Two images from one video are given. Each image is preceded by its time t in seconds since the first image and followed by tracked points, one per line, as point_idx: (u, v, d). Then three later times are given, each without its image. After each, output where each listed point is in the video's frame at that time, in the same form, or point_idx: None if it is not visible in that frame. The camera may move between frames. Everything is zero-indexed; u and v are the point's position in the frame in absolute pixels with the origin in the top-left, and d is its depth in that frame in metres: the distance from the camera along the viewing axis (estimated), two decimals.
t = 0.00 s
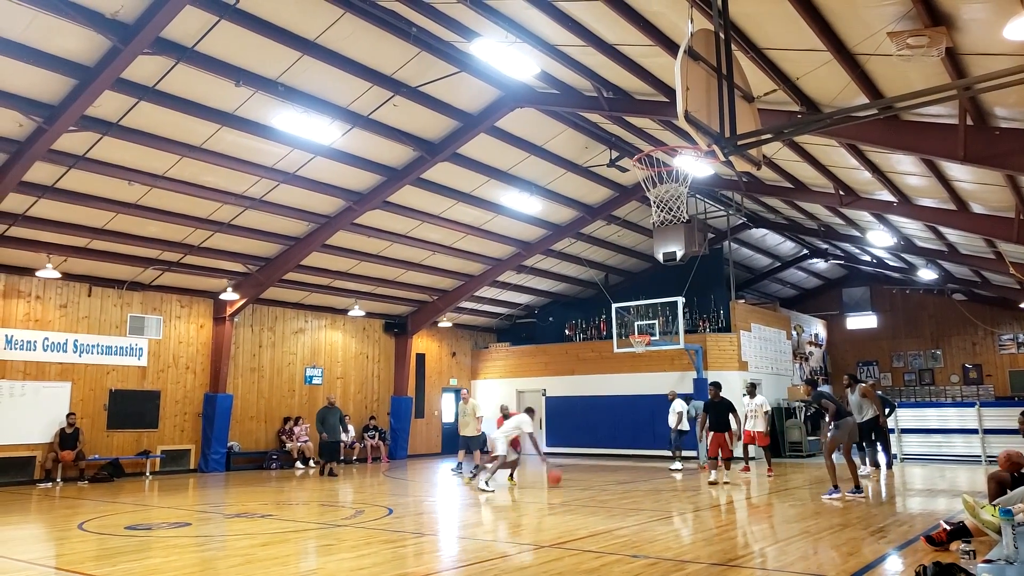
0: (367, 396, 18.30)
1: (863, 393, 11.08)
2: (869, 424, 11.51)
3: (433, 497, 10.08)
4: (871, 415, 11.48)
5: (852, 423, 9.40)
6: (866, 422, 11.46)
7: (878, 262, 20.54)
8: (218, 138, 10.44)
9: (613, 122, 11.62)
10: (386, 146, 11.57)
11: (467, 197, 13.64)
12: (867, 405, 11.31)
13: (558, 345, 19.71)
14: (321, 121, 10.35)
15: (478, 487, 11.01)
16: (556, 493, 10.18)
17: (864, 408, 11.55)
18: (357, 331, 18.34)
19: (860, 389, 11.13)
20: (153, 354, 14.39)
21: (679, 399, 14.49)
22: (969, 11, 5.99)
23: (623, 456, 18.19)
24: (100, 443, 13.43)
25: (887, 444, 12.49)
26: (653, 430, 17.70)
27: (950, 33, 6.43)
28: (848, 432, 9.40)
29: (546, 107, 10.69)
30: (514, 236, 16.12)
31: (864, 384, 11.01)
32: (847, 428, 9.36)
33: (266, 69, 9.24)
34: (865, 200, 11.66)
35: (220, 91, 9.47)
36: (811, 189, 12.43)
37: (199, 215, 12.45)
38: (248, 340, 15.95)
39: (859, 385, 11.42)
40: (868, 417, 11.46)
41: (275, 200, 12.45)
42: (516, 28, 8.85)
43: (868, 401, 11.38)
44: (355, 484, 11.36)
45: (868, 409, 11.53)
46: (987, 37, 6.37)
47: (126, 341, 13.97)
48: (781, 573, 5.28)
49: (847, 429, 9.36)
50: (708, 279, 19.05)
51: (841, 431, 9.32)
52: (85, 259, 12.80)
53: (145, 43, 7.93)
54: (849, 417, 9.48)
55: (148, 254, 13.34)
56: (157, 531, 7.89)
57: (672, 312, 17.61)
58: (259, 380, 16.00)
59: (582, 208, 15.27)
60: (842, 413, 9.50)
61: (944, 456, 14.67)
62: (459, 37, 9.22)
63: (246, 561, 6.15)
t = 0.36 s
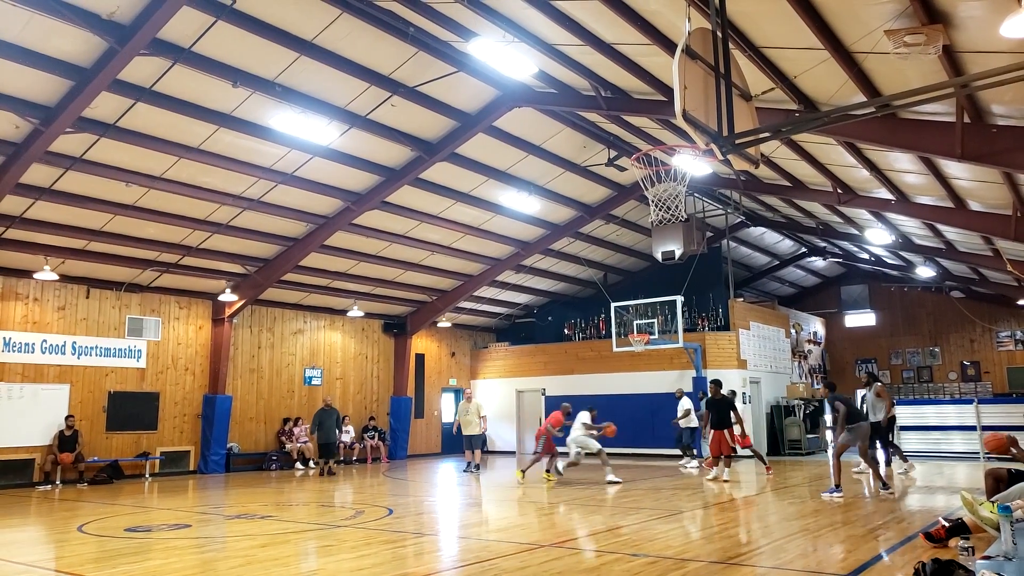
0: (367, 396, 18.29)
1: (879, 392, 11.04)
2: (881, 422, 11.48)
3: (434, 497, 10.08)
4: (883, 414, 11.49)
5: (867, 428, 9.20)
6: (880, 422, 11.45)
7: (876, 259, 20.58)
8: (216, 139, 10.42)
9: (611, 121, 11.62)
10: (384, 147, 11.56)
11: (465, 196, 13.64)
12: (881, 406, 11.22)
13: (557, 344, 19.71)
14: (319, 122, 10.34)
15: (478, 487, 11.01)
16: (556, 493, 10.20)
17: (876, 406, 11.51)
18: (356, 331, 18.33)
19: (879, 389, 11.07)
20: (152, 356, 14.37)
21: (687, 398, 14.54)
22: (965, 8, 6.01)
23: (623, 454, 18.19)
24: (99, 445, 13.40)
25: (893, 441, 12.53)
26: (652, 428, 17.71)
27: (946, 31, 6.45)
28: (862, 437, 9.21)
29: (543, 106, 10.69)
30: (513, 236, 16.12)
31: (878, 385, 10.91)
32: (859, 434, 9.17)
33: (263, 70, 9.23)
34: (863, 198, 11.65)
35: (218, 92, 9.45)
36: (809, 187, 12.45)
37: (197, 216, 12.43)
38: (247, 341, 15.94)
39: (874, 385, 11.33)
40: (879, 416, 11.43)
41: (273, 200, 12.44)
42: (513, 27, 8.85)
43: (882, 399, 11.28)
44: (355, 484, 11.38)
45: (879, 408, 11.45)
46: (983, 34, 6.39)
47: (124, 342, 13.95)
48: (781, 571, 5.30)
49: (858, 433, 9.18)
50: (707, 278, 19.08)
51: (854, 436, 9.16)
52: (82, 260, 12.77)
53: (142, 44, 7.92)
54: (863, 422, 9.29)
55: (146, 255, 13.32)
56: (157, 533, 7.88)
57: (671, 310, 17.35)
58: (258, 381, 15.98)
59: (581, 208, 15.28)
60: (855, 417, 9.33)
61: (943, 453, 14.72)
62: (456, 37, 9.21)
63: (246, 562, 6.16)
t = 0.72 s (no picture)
0: (365, 394, 18.31)
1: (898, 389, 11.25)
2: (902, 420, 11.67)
3: (432, 496, 10.09)
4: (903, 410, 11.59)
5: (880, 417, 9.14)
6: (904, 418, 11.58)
7: (875, 257, 20.56)
8: (214, 137, 10.42)
9: (610, 118, 11.60)
10: (382, 145, 11.56)
11: (464, 194, 13.62)
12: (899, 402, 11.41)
13: (556, 342, 19.72)
14: (317, 120, 10.33)
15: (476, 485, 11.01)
16: (553, 490, 10.20)
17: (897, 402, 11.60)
18: (354, 329, 18.33)
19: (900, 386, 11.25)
20: (151, 354, 14.38)
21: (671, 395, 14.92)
22: (964, 5, 5.99)
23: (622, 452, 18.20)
24: (98, 443, 13.42)
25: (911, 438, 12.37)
26: (650, 426, 17.71)
27: (945, 28, 6.43)
28: (876, 426, 9.14)
29: (542, 104, 10.68)
30: (511, 234, 16.11)
31: (897, 380, 10.82)
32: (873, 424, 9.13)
33: (261, 68, 9.22)
34: (861, 195, 11.63)
35: (216, 90, 9.44)
36: (808, 185, 12.43)
37: (196, 214, 12.43)
38: (246, 339, 15.95)
39: (891, 381, 11.57)
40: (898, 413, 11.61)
41: (271, 198, 12.44)
42: (511, 25, 8.83)
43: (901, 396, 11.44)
44: (353, 482, 11.40)
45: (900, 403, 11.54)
46: (982, 32, 6.37)
47: (123, 340, 13.96)
48: (777, 568, 5.30)
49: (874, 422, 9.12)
50: (706, 276, 19.09)
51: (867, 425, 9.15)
52: (81, 259, 12.78)
53: (140, 42, 7.91)
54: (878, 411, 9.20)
55: (144, 253, 13.33)
56: (156, 531, 7.88)
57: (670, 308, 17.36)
58: (257, 379, 15.99)
59: (579, 206, 15.27)
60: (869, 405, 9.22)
61: (941, 450, 14.74)
62: (454, 34, 9.20)
63: (244, 560, 6.16)
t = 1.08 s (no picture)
0: (366, 391, 18.32)
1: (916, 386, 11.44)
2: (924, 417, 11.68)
3: (433, 492, 10.09)
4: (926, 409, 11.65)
5: (879, 412, 9.10)
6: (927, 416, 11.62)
7: (875, 253, 20.57)
8: (214, 134, 10.42)
9: (610, 115, 11.60)
10: (382, 142, 11.55)
11: (464, 191, 13.61)
12: (922, 400, 11.55)
13: (556, 339, 19.72)
14: (317, 117, 10.32)
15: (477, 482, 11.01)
16: (553, 487, 10.21)
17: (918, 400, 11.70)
18: (354, 326, 18.34)
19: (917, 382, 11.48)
20: (151, 351, 14.39)
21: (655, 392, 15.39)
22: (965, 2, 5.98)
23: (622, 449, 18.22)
24: (99, 440, 13.44)
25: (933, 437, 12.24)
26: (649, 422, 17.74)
27: (946, 24, 6.42)
28: (875, 422, 9.11)
29: (542, 101, 10.67)
30: (512, 231, 16.11)
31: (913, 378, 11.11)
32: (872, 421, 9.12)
33: (262, 65, 9.22)
34: (861, 191, 11.63)
35: (216, 87, 9.44)
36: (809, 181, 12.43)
37: (196, 212, 12.43)
38: (246, 336, 15.95)
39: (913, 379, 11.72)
40: (922, 411, 11.72)
41: (271, 196, 12.43)
42: (511, 21, 8.82)
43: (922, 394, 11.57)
44: (354, 479, 11.42)
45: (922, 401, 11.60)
46: (983, 28, 6.36)
47: (123, 338, 13.97)
48: (778, 564, 5.31)
49: (875, 417, 9.09)
50: (706, 272, 19.07)
51: (868, 419, 9.14)
52: (81, 256, 12.78)
53: (139, 39, 7.90)
54: (878, 406, 9.16)
55: (145, 251, 13.33)
56: (158, 528, 7.88)
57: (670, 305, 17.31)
58: (257, 377, 16.01)
59: (580, 203, 15.26)
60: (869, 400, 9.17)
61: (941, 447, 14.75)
62: (454, 31, 9.19)
63: (246, 556, 6.17)
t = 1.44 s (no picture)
0: (367, 390, 18.33)
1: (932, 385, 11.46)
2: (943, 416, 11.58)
3: (433, 491, 10.08)
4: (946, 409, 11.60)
5: (876, 414, 9.07)
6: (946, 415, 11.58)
7: (878, 253, 20.53)
8: (216, 134, 10.43)
9: (611, 114, 11.59)
10: (384, 141, 11.56)
11: (465, 190, 13.62)
12: (938, 398, 11.55)
13: (557, 338, 19.71)
14: (319, 117, 10.34)
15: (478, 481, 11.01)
16: (553, 486, 10.20)
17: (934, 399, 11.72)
18: (356, 325, 18.35)
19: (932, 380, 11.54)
20: (153, 351, 14.41)
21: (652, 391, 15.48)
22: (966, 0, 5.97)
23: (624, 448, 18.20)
24: (101, 440, 13.48)
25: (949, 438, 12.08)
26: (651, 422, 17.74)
27: (947, 23, 6.41)
28: (873, 424, 9.09)
29: (543, 100, 10.67)
30: (513, 230, 16.11)
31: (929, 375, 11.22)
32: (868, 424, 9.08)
33: (263, 65, 9.23)
34: (863, 191, 11.62)
35: (218, 87, 9.46)
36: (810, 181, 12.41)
37: (198, 211, 12.46)
38: (248, 336, 15.97)
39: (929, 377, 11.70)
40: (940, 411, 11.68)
41: (273, 195, 12.46)
42: (512, 21, 8.82)
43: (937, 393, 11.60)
44: (355, 478, 11.42)
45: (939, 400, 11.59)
46: (985, 26, 6.34)
47: (126, 337, 14.00)
48: (779, 564, 5.29)
49: (871, 420, 9.07)
50: (708, 272, 19.05)
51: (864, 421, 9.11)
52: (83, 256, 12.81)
53: (142, 40, 7.92)
54: (874, 408, 9.11)
55: (147, 250, 13.36)
56: (159, 527, 7.88)
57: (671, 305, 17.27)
58: (259, 376, 16.03)
59: (581, 202, 15.26)
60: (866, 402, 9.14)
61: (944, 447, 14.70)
62: (456, 30, 9.19)
63: (246, 556, 6.16)
